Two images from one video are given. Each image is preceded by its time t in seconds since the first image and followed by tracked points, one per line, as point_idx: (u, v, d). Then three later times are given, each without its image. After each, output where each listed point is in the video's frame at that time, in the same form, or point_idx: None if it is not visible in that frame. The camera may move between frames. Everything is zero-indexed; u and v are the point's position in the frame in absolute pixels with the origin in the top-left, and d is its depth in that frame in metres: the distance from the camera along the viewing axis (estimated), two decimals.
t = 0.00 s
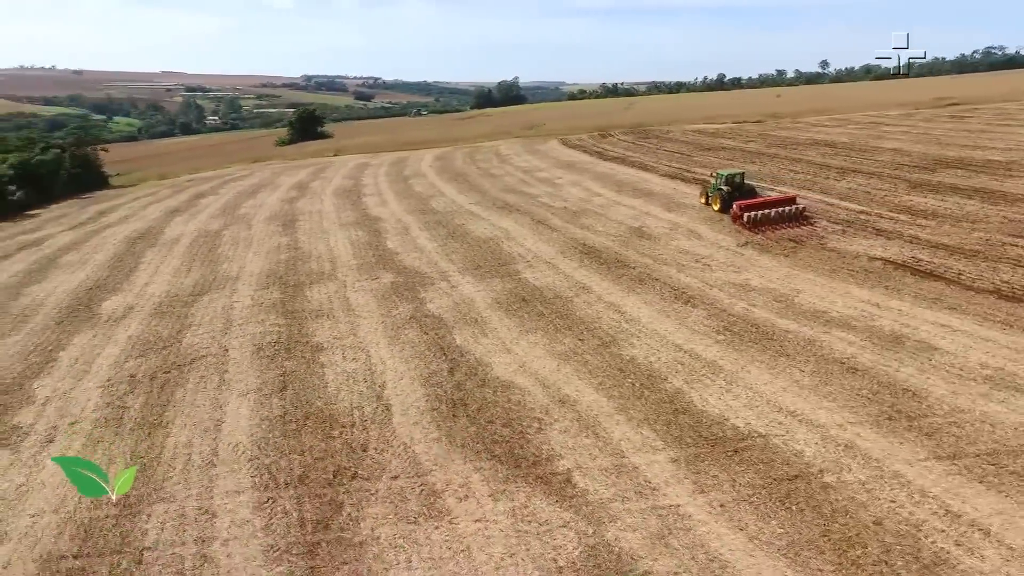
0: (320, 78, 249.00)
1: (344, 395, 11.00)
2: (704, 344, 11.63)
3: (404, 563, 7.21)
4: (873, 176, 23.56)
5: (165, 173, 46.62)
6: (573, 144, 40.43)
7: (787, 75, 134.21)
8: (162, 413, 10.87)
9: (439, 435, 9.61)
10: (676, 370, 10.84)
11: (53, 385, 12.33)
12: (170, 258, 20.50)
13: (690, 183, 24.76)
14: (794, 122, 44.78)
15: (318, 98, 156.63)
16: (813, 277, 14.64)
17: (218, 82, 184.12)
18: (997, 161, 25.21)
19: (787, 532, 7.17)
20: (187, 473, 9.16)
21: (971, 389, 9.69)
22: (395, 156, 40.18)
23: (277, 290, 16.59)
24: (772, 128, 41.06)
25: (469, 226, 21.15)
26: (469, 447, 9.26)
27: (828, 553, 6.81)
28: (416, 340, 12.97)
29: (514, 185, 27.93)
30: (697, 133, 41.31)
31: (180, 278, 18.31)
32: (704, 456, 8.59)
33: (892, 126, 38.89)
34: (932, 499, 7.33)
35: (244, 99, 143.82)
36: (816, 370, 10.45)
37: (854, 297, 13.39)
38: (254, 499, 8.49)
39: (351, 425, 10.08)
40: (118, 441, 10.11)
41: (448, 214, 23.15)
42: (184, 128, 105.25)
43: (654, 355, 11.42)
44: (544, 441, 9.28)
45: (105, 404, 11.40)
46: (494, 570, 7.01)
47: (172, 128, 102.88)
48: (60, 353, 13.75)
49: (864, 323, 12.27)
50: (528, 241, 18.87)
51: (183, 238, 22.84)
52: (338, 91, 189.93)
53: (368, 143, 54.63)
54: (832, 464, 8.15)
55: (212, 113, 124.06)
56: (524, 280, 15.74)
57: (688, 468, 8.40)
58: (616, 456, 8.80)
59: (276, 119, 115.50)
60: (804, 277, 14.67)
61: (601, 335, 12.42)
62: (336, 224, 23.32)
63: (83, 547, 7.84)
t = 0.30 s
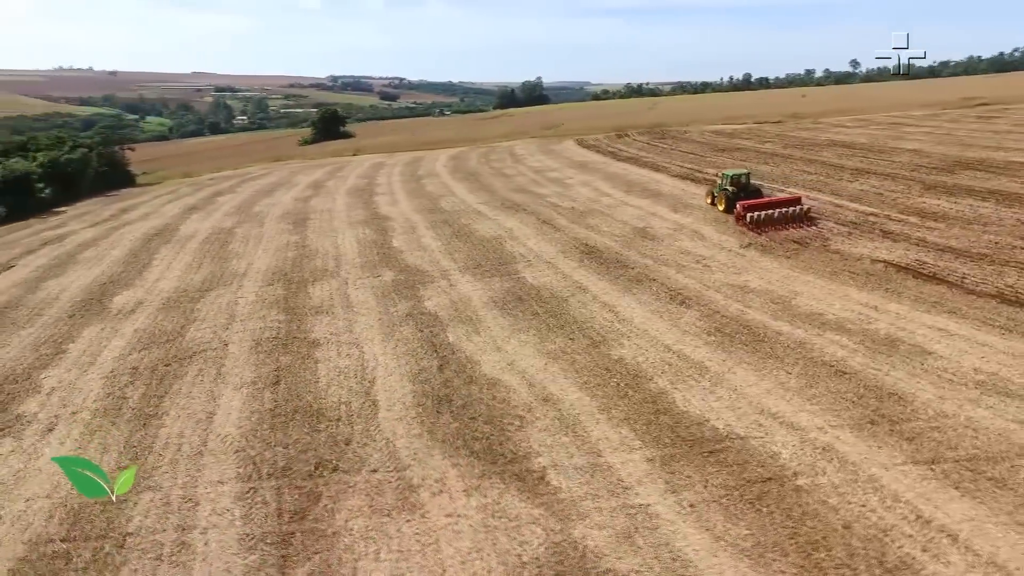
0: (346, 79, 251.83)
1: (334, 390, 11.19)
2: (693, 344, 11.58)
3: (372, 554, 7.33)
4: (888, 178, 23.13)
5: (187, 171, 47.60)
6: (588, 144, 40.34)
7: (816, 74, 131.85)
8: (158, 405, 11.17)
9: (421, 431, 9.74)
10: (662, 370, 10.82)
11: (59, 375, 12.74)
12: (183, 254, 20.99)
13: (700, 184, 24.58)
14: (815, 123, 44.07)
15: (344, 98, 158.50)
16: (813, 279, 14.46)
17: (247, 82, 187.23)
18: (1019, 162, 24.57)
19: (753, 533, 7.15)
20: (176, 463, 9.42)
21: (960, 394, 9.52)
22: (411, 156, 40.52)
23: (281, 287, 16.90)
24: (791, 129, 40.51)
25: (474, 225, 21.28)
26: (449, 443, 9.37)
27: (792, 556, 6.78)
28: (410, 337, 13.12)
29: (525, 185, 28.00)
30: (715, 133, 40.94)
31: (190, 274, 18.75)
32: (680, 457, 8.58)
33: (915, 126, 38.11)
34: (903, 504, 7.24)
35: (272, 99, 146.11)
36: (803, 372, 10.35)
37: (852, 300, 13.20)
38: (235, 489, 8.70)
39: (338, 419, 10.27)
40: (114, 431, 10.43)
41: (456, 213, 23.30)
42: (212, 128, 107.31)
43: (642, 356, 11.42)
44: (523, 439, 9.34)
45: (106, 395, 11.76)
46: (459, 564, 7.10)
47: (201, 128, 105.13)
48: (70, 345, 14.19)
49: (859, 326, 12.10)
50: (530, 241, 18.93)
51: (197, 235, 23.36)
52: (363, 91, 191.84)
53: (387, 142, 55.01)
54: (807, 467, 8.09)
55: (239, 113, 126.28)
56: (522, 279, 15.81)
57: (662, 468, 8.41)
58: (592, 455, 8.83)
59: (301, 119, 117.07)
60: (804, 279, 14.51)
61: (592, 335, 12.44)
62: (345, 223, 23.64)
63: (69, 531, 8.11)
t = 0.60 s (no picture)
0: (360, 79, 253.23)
1: (313, 389, 11.32)
2: (671, 346, 11.59)
3: (332, 551, 7.44)
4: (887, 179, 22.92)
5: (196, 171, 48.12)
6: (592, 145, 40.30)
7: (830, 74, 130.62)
8: (141, 402, 11.37)
9: (394, 430, 9.82)
10: (638, 371, 10.83)
11: (49, 372, 13.00)
12: (182, 253, 21.28)
13: (697, 184, 24.50)
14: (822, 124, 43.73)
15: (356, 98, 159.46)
16: (799, 281, 14.38)
17: (261, 82, 188.83)
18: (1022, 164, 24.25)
19: (709, 534, 7.17)
20: (152, 459, 9.59)
21: (933, 397, 9.47)
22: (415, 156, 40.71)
23: (273, 286, 17.08)
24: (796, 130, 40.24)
25: (469, 225, 21.37)
26: (420, 442, 9.45)
27: (745, 557, 6.79)
28: (393, 336, 13.22)
29: (524, 186, 28.05)
30: (720, 134, 40.84)
31: (187, 273, 19.01)
32: (646, 458, 8.61)
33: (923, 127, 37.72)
34: (861, 507, 7.23)
35: (285, 100, 147.34)
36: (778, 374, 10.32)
37: (836, 302, 13.13)
38: (207, 486, 8.84)
39: (314, 417, 10.38)
40: (96, 427, 10.64)
41: (452, 213, 23.40)
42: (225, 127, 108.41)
43: (619, 356, 11.43)
44: (493, 438, 9.39)
45: (92, 391, 11.98)
46: (416, 562, 7.18)
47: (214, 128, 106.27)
48: (63, 343, 14.46)
49: (841, 328, 12.03)
50: (522, 241, 18.99)
51: (197, 234, 23.66)
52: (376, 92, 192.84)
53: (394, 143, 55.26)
54: (770, 469, 8.09)
55: (253, 113, 127.44)
56: (510, 279, 15.86)
57: (627, 469, 8.44)
58: (559, 455, 8.87)
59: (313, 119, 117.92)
60: (791, 281, 14.43)
61: (572, 335, 12.48)
62: (343, 222, 23.82)
63: (43, 524, 8.30)
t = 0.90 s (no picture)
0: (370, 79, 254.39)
1: (291, 386, 11.44)
2: (647, 346, 11.60)
3: (291, 547, 7.53)
4: (883, 181, 22.79)
5: (201, 171, 48.54)
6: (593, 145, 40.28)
7: (841, 73, 129.65)
8: (122, 399, 11.54)
9: (365, 428, 9.90)
10: (611, 372, 10.86)
11: (36, 368, 13.22)
12: (177, 252, 21.53)
13: (692, 185, 24.44)
14: (826, 125, 43.50)
15: (366, 98, 160.31)
16: (783, 282, 14.34)
17: (271, 83, 190.07)
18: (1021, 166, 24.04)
19: (663, 535, 7.18)
20: (126, 455, 9.73)
21: (903, 400, 9.43)
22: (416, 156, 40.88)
23: (263, 285, 17.24)
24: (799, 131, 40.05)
25: (461, 226, 21.46)
26: (389, 440, 9.52)
27: (696, 558, 6.80)
28: (374, 336, 13.32)
29: (521, 186, 28.09)
30: (722, 135, 40.76)
31: (180, 272, 19.22)
32: (610, 458, 8.63)
33: (926, 128, 37.46)
34: (817, 510, 7.22)
35: (296, 100, 148.25)
36: (750, 376, 10.30)
37: (818, 304, 13.09)
38: (176, 481, 8.97)
39: (288, 415, 10.48)
40: (76, 423, 10.82)
41: (446, 213, 23.50)
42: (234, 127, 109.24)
43: (595, 357, 11.46)
44: (461, 437, 9.45)
45: (76, 388, 12.17)
46: (371, 558, 7.24)
47: (224, 128, 107.15)
48: (53, 340, 14.70)
49: (820, 330, 12.00)
50: (512, 241, 19.04)
51: (194, 234, 23.91)
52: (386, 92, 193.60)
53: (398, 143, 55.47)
54: (731, 471, 8.09)
55: (263, 113, 128.34)
56: (496, 280, 15.93)
57: (590, 469, 8.46)
58: (525, 454, 8.91)
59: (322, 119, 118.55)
60: (774, 282, 14.40)
61: (551, 336, 12.52)
62: (338, 222, 23.97)
63: (15, 517, 8.46)
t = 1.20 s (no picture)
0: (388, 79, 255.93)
1: (274, 384, 11.58)
2: (629, 349, 11.58)
3: (256, 542, 7.63)
4: (887, 183, 22.51)
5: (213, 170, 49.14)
6: (600, 146, 40.21)
7: (860, 73, 127.91)
8: (110, 394, 11.76)
9: (342, 427, 10.01)
10: (590, 374, 10.87)
11: (32, 364, 13.50)
12: (180, 250, 21.85)
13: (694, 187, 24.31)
14: (838, 126, 43.06)
15: (382, 98, 161.34)
16: (773, 285, 14.23)
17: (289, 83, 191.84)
18: None
19: (622, 537, 7.18)
20: (107, 450, 9.93)
21: (880, 405, 9.33)
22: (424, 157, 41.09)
23: (259, 283, 17.45)
24: (809, 133, 39.68)
25: (459, 226, 21.55)
26: (363, 439, 9.61)
27: (652, 561, 6.79)
28: (361, 335, 13.44)
29: (524, 187, 28.12)
30: (731, 136, 40.52)
31: (181, 270, 19.51)
32: (579, 460, 8.64)
33: (939, 129, 36.93)
34: (778, 515, 7.18)
35: (313, 100, 149.56)
36: (728, 379, 10.25)
37: (806, 308, 12.97)
38: (153, 476, 9.13)
39: (268, 412, 10.61)
40: (64, 418, 11.05)
41: (446, 214, 23.60)
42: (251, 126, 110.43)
43: (576, 358, 11.47)
44: (434, 437, 9.51)
45: (68, 383, 12.42)
46: (333, 555, 7.32)
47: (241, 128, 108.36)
48: (51, 336, 15.00)
49: (805, 334, 11.90)
50: (508, 242, 19.08)
51: (198, 233, 24.24)
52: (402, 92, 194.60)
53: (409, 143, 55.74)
54: (698, 474, 8.06)
55: (280, 113, 129.61)
56: (487, 280, 15.98)
57: (557, 470, 8.48)
58: (495, 454, 8.95)
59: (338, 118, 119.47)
60: (765, 285, 14.30)
61: (535, 337, 12.54)
62: (339, 222, 24.17)
63: None
